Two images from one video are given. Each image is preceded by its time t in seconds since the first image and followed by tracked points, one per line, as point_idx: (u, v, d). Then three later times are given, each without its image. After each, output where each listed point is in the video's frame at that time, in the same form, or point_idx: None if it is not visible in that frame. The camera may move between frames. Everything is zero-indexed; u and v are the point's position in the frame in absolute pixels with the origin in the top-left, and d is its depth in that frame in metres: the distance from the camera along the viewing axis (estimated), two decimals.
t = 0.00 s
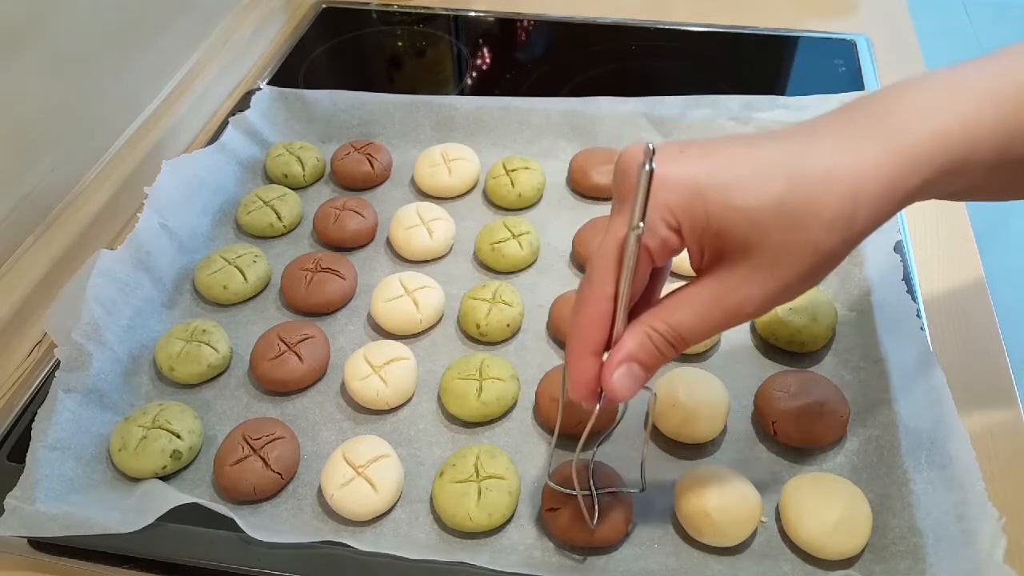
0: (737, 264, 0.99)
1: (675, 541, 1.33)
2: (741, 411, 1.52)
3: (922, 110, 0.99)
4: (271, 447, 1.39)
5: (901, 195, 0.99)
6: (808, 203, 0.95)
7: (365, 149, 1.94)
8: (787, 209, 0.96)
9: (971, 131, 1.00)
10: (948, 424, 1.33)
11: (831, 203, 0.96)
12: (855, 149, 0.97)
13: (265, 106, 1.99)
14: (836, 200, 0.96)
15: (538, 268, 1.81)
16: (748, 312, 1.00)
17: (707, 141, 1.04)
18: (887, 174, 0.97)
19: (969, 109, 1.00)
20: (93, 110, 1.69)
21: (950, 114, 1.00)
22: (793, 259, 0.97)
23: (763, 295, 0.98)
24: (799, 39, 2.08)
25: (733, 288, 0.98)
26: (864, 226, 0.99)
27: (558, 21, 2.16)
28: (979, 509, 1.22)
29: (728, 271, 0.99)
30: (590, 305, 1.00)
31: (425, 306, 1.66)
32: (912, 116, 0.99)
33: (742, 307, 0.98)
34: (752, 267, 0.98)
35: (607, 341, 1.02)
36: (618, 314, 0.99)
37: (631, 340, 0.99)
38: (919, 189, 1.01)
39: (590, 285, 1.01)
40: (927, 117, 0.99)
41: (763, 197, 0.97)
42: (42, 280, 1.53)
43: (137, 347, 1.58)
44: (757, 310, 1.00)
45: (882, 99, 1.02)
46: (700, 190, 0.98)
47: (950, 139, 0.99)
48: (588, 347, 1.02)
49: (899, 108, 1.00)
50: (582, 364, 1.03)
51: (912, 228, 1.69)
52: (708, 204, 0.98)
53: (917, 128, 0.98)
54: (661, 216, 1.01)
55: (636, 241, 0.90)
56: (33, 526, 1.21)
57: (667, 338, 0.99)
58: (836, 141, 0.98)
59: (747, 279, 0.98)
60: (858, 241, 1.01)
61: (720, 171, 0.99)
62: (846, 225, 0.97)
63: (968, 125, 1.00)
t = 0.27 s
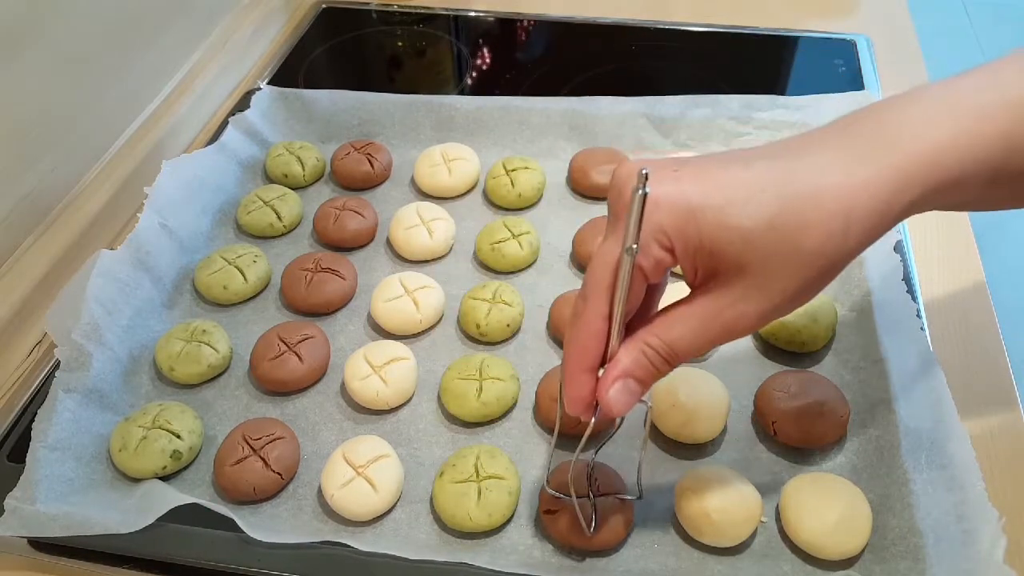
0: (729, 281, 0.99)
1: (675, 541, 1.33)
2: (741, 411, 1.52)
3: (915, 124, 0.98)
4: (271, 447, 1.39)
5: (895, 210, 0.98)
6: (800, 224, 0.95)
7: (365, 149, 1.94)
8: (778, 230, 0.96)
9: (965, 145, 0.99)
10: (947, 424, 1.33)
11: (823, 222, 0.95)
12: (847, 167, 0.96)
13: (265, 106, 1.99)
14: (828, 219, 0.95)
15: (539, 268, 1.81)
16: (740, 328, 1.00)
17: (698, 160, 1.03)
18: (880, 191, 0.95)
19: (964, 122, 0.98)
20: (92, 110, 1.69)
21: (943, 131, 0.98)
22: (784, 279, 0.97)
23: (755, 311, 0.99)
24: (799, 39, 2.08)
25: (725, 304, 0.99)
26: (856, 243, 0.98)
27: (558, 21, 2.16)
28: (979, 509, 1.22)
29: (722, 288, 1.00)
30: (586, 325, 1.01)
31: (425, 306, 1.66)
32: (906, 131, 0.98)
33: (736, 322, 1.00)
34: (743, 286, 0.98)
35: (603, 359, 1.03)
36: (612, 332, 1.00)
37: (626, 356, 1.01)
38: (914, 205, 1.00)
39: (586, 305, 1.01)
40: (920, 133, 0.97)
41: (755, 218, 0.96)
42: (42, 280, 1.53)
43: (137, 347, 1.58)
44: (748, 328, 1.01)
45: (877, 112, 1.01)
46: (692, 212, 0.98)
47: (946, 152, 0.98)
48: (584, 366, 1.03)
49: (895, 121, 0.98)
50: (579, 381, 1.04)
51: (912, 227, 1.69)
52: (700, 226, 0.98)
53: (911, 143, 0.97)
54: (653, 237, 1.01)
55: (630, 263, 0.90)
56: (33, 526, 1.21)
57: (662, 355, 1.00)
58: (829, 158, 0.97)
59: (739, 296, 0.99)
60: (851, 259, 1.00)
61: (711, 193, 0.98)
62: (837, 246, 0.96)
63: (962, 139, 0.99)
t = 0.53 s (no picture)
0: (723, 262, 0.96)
1: (675, 540, 1.33)
2: (741, 411, 1.52)
3: (910, 113, 0.97)
4: (271, 447, 1.39)
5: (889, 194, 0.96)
6: (794, 208, 0.93)
7: (365, 149, 1.94)
8: (771, 213, 0.94)
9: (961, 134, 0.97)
10: (948, 424, 1.33)
11: (817, 206, 0.94)
12: (838, 152, 0.95)
13: (265, 106, 1.99)
14: (821, 204, 0.93)
15: (539, 268, 1.81)
16: (735, 309, 0.95)
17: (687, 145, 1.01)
18: (874, 175, 0.94)
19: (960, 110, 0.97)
20: (93, 110, 1.69)
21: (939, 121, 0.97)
22: (776, 262, 0.94)
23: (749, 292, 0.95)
24: (799, 39, 2.08)
25: (718, 283, 0.94)
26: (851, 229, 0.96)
27: (558, 21, 2.16)
28: (979, 509, 1.22)
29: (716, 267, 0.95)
30: (578, 306, 1.03)
31: (425, 306, 1.66)
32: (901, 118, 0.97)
33: (730, 305, 0.95)
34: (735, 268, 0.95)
35: (596, 337, 1.00)
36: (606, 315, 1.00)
37: (618, 338, 0.96)
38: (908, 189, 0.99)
39: (578, 286, 1.04)
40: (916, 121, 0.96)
41: (749, 201, 0.94)
42: (42, 280, 1.53)
43: (137, 347, 1.58)
44: (743, 311, 0.96)
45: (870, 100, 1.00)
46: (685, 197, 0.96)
47: (939, 138, 0.96)
48: (577, 346, 1.02)
49: (890, 109, 0.97)
50: (570, 364, 1.03)
51: (912, 227, 1.69)
52: (693, 211, 0.96)
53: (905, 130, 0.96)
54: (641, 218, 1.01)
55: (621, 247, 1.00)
56: (33, 526, 1.21)
57: (655, 336, 0.95)
58: (823, 141, 0.96)
59: (732, 277, 0.95)
60: (841, 246, 0.98)
61: (703, 174, 0.96)
62: (827, 235, 0.95)
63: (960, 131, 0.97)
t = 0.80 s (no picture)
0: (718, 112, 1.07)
1: (675, 541, 1.33)
2: (741, 411, 1.52)
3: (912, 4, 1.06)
4: (271, 447, 1.39)
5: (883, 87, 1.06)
6: (784, 68, 1.03)
7: (365, 149, 1.94)
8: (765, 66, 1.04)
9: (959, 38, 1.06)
10: (948, 424, 1.33)
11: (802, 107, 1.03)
12: (838, 25, 1.05)
13: (265, 106, 1.99)
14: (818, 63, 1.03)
15: (539, 268, 1.81)
16: (727, 170, 1.06)
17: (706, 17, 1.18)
18: (868, 61, 1.04)
19: (951, 27, 1.05)
20: (93, 110, 1.69)
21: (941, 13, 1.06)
22: (775, 110, 1.03)
23: (741, 146, 1.04)
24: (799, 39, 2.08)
25: (707, 142, 1.05)
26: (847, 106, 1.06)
27: (558, 21, 2.14)
28: (979, 509, 1.23)
29: (699, 174, 1.06)
30: (575, 147, 1.27)
31: (425, 306, 1.66)
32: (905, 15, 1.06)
33: (719, 159, 1.05)
34: (732, 115, 1.05)
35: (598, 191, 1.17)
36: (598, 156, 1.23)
37: (612, 188, 1.10)
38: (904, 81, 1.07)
39: (574, 137, 1.27)
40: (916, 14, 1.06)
41: (742, 49, 1.06)
42: (42, 280, 1.53)
43: (137, 347, 1.58)
44: (736, 167, 1.06)
45: None
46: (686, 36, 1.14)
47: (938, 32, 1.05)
48: (570, 194, 1.28)
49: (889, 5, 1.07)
50: (566, 207, 1.28)
51: (912, 227, 1.69)
52: (694, 50, 1.12)
53: (905, 21, 1.05)
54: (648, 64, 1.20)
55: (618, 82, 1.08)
56: (33, 526, 1.21)
57: (645, 187, 1.08)
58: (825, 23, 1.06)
59: (727, 131, 1.05)
60: (843, 115, 1.07)
61: (703, 27, 1.13)
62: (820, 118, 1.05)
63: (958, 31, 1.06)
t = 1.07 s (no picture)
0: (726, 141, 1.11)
1: (675, 541, 1.33)
2: (741, 411, 1.52)
3: (911, 23, 1.08)
4: (271, 447, 1.39)
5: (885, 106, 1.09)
6: (790, 98, 1.06)
7: (365, 149, 1.94)
8: (771, 97, 1.07)
9: (956, 59, 1.08)
10: (948, 424, 1.33)
11: (804, 132, 1.07)
12: (843, 52, 1.07)
13: (265, 106, 1.99)
14: (823, 91, 1.06)
15: (539, 268, 1.81)
16: (735, 193, 1.11)
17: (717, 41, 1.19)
18: (872, 83, 1.06)
19: (950, 43, 1.08)
20: (93, 110, 1.69)
21: (942, 34, 1.08)
22: (783, 138, 1.07)
23: (750, 172, 1.09)
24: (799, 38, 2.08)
25: (717, 168, 1.10)
26: (848, 128, 1.09)
27: (558, 21, 2.15)
28: (979, 509, 1.23)
29: (711, 200, 1.11)
30: (596, 174, 1.28)
31: (425, 306, 1.66)
32: (905, 37, 1.08)
33: (728, 184, 1.10)
34: (740, 144, 1.09)
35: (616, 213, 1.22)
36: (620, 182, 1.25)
37: (628, 211, 1.15)
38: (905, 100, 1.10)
39: (596, 163, 1.28)
40: (917, 32, 1.08)
41: (751, 82, 1.09)
42: (42, 280, 1.53)
43: (137, 347, 1.58)
44: (745, 192, 1.11)
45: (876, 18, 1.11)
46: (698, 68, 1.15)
47: (939, 54, 1.07)
48: (589, 217, 1.30)
49: (889, 26, 1.09)
50: (585, 230, 1.30)
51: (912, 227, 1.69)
52: (705, 83, 1.14)
53: (904, 43, 1.07)
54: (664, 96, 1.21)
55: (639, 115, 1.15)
56: (33, 526, 1.21)
57: (659, 211, 1.13)
58: (827, 47, 1.08)
59: (736, 159, 1.09)
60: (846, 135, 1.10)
61: (714, 59, 1.14)
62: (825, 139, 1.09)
63: (957, 51, 1.08)
